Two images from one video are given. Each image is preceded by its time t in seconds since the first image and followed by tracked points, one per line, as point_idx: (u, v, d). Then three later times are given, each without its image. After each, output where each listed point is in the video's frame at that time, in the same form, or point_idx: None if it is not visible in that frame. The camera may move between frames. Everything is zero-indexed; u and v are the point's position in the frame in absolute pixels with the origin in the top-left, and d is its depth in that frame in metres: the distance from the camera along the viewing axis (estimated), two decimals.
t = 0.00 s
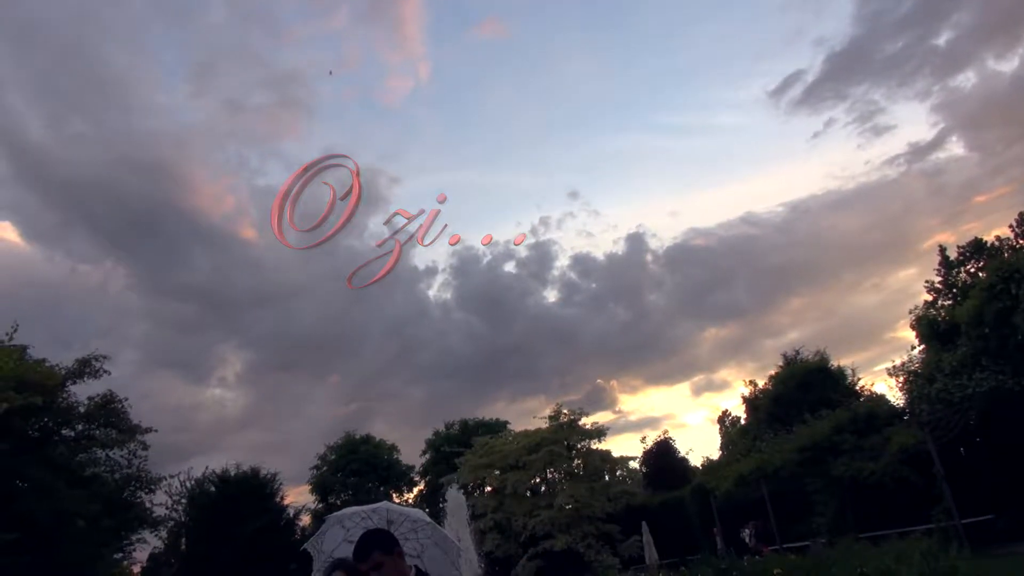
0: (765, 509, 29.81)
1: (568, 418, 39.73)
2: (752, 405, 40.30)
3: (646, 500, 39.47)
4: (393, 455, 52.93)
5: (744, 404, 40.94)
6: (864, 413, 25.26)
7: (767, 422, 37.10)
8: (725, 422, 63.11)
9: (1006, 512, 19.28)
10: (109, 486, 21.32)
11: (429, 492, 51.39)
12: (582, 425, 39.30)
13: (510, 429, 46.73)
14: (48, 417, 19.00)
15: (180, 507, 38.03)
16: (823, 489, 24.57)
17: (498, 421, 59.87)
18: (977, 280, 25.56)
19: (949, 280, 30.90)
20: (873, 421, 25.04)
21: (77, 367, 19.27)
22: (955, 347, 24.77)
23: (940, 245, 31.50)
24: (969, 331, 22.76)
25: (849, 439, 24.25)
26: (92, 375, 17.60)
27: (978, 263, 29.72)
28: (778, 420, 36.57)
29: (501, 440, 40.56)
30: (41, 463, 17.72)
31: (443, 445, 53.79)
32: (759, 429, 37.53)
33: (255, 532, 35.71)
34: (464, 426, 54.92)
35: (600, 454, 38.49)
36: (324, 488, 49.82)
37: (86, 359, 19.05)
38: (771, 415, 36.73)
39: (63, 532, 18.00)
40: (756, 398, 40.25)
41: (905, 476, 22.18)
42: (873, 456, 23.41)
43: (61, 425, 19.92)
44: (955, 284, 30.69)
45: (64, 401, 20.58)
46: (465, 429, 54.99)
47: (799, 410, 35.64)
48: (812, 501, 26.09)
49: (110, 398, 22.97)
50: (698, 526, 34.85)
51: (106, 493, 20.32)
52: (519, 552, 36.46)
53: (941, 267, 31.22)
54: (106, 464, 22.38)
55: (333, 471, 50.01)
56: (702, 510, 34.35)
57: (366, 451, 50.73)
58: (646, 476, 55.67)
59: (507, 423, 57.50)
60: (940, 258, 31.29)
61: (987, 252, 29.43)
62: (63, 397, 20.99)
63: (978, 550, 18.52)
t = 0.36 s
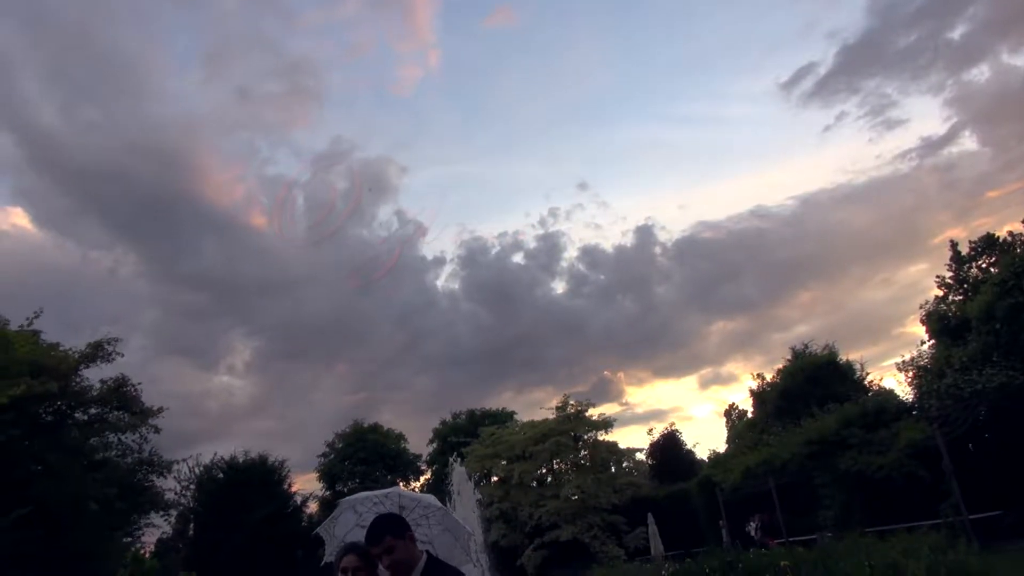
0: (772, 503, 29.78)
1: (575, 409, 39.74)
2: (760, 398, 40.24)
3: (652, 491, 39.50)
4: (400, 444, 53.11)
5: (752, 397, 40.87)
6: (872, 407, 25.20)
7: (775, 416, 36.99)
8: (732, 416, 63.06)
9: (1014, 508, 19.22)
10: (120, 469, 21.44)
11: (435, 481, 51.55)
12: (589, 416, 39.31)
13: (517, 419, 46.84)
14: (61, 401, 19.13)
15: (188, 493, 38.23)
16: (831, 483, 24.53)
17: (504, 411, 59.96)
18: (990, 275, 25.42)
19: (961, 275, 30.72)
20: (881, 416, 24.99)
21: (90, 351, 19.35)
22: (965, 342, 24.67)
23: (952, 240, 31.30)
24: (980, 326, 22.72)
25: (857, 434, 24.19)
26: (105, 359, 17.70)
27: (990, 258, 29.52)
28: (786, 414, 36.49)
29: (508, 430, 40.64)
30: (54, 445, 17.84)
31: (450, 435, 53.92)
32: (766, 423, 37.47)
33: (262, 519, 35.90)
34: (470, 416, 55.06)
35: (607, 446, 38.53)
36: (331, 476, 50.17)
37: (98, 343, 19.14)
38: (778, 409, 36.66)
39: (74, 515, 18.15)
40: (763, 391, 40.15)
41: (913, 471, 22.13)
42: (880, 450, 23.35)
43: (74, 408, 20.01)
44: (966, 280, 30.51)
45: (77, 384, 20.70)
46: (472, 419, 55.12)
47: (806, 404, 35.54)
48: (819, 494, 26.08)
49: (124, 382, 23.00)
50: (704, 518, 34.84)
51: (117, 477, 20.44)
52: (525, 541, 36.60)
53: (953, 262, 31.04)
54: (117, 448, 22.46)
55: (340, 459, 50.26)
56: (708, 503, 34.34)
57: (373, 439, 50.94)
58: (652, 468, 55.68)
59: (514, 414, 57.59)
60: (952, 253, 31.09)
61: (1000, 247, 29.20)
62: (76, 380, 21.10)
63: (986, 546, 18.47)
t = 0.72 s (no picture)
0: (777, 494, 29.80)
1: (581, 399, 39.71)
2: (766, 390, 40.21)
3: (656, 482, 39.61)
4: (406, 432, 53.32)
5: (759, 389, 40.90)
6: (879, 401, 25.16)
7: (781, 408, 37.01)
8: (737, 408, 63.13)
9: (1020, 503, 19.20)
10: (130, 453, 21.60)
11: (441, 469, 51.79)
12: (595, 406, 39.32)
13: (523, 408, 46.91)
14: (73, 383, 19.31)
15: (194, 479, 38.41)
16: (837, 475, 24.53)
17: (511, 400, 60.09)
18: (1000, 270, 25.33)
19: (970, 269, 30.61)
20: (888, 409, 24.98)
21: (101, 334, 19.41)
22: (974, 337, 24.60)
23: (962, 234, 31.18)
24: (989, 321, 22.63)
25: (863, 427, 24.18)
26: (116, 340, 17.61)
27: (1000, 252, 29.36)
28: (793, 406, 36.45)
29: (514, 419, 40.75)
30: (66, 427, 18.01)
31: (456, 424, 54.10)
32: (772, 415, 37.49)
33: (268, 505, 36.06)
34: (476, 405, 55.24)
35: (613, 436, 38.57)
36: (337, 463, 50.44)
37: (109, 326, 19.21)
38: (785, 401, 36.70)
39: (84, 497, 18.31)
40: (770, 384, 40.19)
41: (919, 465, 22.12)
42: (887, 444, 23.34)
43: (85, 390, 20.18)
44: (976, 274, 30.39)
45: (87, 367, 20.82)
46: (478, 408, 55.24)
47: (813, 397, 35.55)
48: (824, 487, 26.16)
49: (135, 366, 22.98)
50: (709, 510, 34.96)
51: (127, 460, 20.60)
52: (529, 530, 36.76)
53: (962, 256, 30.92)
54: (128, 432, 22.56)
55: (346, 446, 50.49)
56: (713, 494, 34.44)
57: (379, 427, 51.14)
58: (658, 459, 55.82)
59: (520, 403, 57.75)
60: (961, 247, 30.99)
61: (1010, 242, 28.97)
62: (87, 363, 21.21)
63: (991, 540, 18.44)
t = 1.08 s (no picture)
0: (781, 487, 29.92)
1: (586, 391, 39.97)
2: (772, 383, 40.23)
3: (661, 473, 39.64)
4: (412, 420, 53.50)
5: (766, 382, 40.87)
6: (886, 395, 25.13)
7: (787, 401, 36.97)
8: (743, 401, 63.08)
9: None
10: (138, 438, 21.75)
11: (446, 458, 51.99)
12: (601, 398, 39.56)
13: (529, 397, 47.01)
14: (83, 367, 19.40)
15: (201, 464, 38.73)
16: (841, 469, 24.52)
17: (516, 390, 60.20)
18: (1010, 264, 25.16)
19: (980, 263, 30.43)
20: (895, 402, 24.89)
21: (111, 319, 19.45)
22: (982, 331, 24.47)
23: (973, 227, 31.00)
24: (998, 315, 22.46)
25: (870, 420, 24.07)
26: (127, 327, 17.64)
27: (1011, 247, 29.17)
28: (799, 399, 36.44)
29: (518, 409, 40.77)
30: (74, 411, 18.12)
31: (461, 413, 54.30)
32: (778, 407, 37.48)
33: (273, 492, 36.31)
34: (482, 394, 55.39)
35: (618, 427, 38.67)
36: (343, 450, 50.71)
37: (119, 311, 19.24)
38: (791, 394, 36.67)
39: (93, 481, 18.45)
40: (776, 376, 40.14)
41: (925, 459, 22.07)
42: (893, 438, 23.23)
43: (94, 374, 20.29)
44: (985, 268, 30.22)
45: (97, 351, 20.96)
46: (483, 398, 55.47)
47: (819, 390, 35.51)
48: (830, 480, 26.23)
49: (146, 352, 23.00)
50: (714, 502, 35.07)
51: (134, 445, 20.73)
52: (533, 519, 36.56)
53: (972, 250, 30.76)
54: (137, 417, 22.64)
55: (351, 434, 50.69)
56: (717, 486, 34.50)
57: (385, 415, 51.32)
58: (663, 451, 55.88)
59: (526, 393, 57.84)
60: (971, 240, 30.80)
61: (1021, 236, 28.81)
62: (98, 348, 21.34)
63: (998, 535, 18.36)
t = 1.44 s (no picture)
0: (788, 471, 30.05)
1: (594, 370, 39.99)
2: (781, 366, 40.12)
3: (667, 454, 39.73)
4: (418, 397, 53.69)
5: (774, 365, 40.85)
6: (896, 380, 25.02)
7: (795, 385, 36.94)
8: (750, 385, 63.10)
9: None
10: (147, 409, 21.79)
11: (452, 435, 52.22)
12: (607, 377, 39.46)
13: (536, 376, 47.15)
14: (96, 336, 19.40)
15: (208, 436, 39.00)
16: (849, 453, 24.53)
17: (523, 369, 60.32)
18: None
19: (994, 250, 30.23)
20: (904, 388, 24.84)
21: (124, 289, 19.43)
22: (994, 319, 24.32)
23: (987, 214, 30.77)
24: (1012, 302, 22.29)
25: (878, 406, 24.07)
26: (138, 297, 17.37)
27: None
28: (807, 382, 36.34)
29: (526, 388, 40.86)
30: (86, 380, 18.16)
31: (468, 391, 54.45)
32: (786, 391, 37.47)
33: (279, 465, 36.52)
34: (489, 372, 55.53)
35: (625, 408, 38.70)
36: (349, 425, 50.97)
37: (133, 282, 19.19)
38: (799, 377, 36.64)
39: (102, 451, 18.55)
40: (785, 360, 40.10)
41: (934, 445, 21.88)
42: (902, 423, 23.15)
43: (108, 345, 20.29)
44: (999, 255, 30.03)
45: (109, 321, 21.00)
46: (490, 375, 55.55)
47: (827, 374, 35.46)
48: (837, 465, 26.25)
49: (160, 325, 22.81)
50: (719, 484, 35.11)
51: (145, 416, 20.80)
52: (538, 498, 36.77)
53: (987, 237, 30.55)
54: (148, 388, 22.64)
55: (358, 410, 50.94)
56: (723, 468, 34.51)
57: (391, 392, 51.49)
58: (668, 432, 56.02)
59: (532, 373, 57.97)
60: (986, 227, 30.59)
61: None
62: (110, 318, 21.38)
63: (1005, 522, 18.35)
